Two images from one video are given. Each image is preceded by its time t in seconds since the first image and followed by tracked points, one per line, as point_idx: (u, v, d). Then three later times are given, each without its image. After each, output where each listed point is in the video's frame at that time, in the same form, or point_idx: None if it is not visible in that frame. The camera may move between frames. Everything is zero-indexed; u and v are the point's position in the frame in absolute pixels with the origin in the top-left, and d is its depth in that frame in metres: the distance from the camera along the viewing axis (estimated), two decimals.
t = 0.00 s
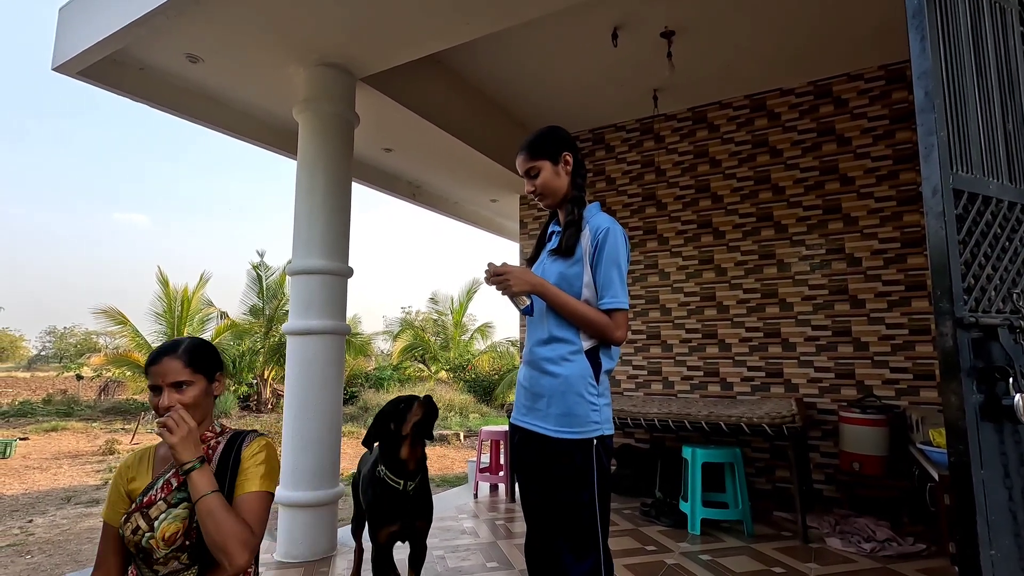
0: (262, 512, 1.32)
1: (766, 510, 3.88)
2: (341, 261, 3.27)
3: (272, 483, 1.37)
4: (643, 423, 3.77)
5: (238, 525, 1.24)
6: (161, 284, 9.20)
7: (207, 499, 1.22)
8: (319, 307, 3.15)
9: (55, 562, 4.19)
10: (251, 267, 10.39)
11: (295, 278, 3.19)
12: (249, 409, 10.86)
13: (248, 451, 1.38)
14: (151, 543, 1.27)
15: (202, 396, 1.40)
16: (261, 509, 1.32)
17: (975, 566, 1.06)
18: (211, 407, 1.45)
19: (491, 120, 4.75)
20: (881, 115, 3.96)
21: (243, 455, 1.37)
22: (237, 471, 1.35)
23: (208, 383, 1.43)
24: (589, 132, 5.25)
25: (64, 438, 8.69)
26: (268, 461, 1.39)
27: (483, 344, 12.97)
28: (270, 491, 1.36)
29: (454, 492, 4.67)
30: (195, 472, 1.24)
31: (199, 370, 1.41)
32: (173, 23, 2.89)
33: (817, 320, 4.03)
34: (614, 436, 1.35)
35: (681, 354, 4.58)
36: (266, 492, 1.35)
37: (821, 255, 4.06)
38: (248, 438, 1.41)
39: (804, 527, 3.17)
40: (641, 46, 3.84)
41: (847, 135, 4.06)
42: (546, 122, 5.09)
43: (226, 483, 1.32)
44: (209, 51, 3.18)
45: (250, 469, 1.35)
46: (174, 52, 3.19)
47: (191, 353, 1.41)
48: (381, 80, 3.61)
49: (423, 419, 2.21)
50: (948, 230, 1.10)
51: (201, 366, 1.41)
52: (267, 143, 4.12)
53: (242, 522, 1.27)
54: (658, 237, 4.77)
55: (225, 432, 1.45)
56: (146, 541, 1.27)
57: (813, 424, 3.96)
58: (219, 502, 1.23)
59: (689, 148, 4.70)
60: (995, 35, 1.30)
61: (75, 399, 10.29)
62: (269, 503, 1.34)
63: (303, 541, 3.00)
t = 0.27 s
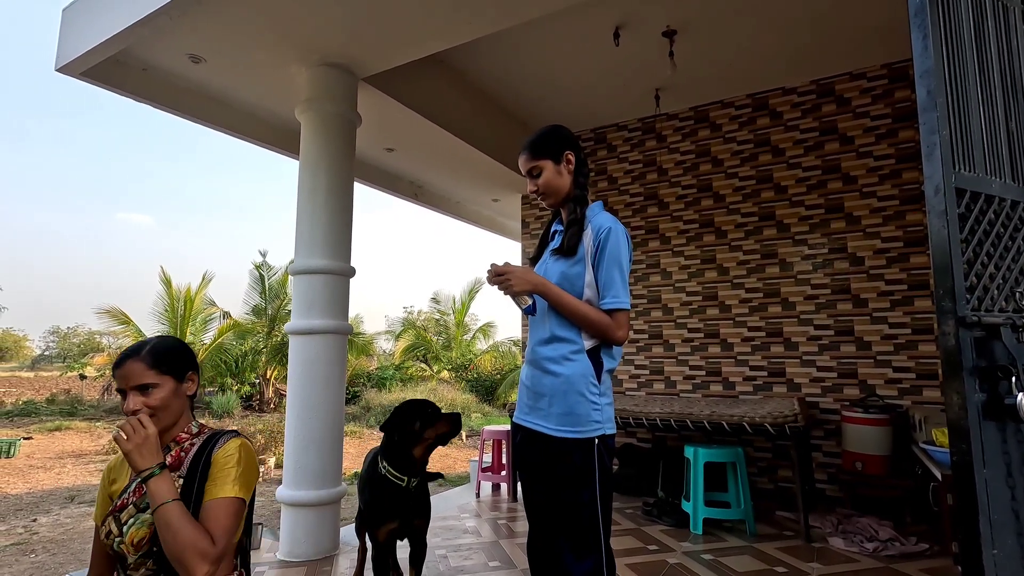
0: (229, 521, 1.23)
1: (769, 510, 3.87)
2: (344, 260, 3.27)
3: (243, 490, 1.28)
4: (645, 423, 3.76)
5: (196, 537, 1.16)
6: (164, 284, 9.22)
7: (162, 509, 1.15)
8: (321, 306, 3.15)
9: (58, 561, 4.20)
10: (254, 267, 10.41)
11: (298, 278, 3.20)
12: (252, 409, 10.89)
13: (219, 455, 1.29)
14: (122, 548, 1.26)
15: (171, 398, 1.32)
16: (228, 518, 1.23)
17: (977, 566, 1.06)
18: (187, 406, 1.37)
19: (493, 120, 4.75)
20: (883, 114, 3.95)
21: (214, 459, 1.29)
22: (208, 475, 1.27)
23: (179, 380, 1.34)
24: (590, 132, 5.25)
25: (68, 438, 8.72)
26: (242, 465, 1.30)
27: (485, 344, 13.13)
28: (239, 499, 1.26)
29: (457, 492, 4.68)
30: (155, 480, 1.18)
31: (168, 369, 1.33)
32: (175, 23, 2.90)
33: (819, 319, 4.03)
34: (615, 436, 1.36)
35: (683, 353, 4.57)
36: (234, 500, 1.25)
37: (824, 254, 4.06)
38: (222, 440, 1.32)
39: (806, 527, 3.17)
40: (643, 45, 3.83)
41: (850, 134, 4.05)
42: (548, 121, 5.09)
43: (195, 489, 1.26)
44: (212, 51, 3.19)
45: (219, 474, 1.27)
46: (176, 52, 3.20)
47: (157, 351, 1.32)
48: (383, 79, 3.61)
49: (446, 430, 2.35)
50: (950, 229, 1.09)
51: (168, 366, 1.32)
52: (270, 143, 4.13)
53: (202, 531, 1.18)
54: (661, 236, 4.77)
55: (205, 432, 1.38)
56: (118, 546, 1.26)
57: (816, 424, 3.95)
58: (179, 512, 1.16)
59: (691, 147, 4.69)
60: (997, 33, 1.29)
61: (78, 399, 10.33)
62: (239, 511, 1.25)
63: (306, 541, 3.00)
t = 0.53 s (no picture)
0: (162, 551, 1.10)
1: (771, 510, 3.87)
2: (346, 260, 3.28)
3: (184, 515, 1.15)
4: (647, 422, 3.76)
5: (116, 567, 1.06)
6: (167, 284, 9.26)
7: (83, 529, 1.07)
8: (323, 306, 3.16)
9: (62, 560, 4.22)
10: (256, 267, 10.44)
11: (300, 277, 3.20)
12: (254, 409, 10.81)
13: (167, 474, 1.19)
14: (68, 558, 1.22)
15: (124, 407, 1.24)
16: (160, 547, 1.10)
17: (980, 566, 1.05)
18: (148, 416, 1.29)
19: (494, 119, 4.75)
20: (886, 113, 3.94)
21: (159, 478, 1.18)
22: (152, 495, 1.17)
23: (135, 388, 1.26)
24: (592, 131, 5.24)
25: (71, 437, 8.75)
26: (190, 487, 1.18)
27: (487, 343, 13.11)
28: (176, 525, 1.13)
29: (459, 491, 4.68)
30: (81, 499, 1.09)
31: (124, 375, 1.25)
32: (178, 24, 2.90)
33: (822, 319, 4.02)
34: (618, 436, 1.36)
35: (685, 353, 4.57)
36: (170, 525, 1.13)
37: (826, 253, 4.05)
38: (173, 458, 1.21)
39: (809, 526, 3.16)
40: (645, 44, 3.83)
41: (853, 133, 4.04)
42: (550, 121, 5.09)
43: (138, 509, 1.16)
44: (214, 51, 3.19)
45: (163, 496, 1.16)
46: (179, 52, 3.21)
47: (112, 357, 1.25)
48: (385, 79, 3.61)
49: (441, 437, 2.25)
50: (954, 228, 1.09)
51: (122, 372, 1.25)
52: (272, 143, 4.13)
53: (126, 562, 1.07)
54: (663, 236, 4.77)
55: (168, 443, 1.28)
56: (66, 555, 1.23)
57: (818, 423, 3.94)
58: (100, 538, 1.07)
59: (693, 147, 4.68)
60: (1001, 32, 1.29)
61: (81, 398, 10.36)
62: (176, 541, 1.12)
63: (308, 539, 3.01)
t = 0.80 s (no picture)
0: None
1: (773, 510, 3.86)
2: (348, 260, 3.28)
3: (80, 547, 1.02)
4: (648, 422, 3.76)
5: None
6: (169, 284, 9.28)
7: None
8: (325, 306, 3.16)
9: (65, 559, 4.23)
10: (258, 267, 10.45)
11: (302, 277, 3.21)
12: (256, 408, 10.81)
13: (68, 498, 1.06)
14: None
15: (35, 416, 1.14)
16: None
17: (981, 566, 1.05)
18: (69, 423, 1.18)
19: (496, 119, 4.75)
20: (888, 113, 3.93)
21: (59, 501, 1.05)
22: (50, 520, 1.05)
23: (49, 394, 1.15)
24: (594, 131, 5.24)
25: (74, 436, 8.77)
26: (92, 513, 1.05)
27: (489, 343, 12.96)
28: (64, 560, 1.00)
29: (460, 491, 4.68)
30: None
31: (38, 379, 1.14)
32: (180, 24, 2.91)
33: (824, 318, 4.01)
34: (618, 436, 1.35)
35: (686, 352, 4.56)
36: (59, 558, 1.00)
37: (828, 253, 4.04)
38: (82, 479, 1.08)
39: (811, 526, 3.16)
40: (647, 44, 3.82)
41: (855, 133, 4.03)
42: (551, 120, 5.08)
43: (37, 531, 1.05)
44: (216, 52, 3.20)
45: (60, 522, 1.03)
46: (181, 53, 3.21)
47: (26, 358, 1.14)
48: (387, 79, 3.61)
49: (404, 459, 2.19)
50: (956, 228, 1.09)
51: (34, 377, 1.14)
52: (274, 143, 4.14)
53: None
54: (664, 236, 4.76)
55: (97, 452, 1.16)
56: None
57: (820, 423, 3.93)
58: None
59: (695, 146, 4.68)
60: (1003, 31, 1.28)
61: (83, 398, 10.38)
62: None
63: (309, 539, 3.02)
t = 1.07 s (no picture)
0: None
1: (774, 510, 3.86)
2: (349, 260, 3.28)
3: None
4: (649, 422, 3.76)
5: None
6: (170, 284, 9.30)
7: None
8: (326, 306, 3.17)
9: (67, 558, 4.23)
10: (259, 267, 10.45)
11: (303, 277, 3.21)
12: (258, 408, 10.81)
13: None
14: None
15: None
16: None
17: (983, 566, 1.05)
18: None
19: (497, 119, 4.75)
20: (890, 113, 3.92)
21: None
22: None
23: None
24: (595, 131, 5.24)
25: (76, 436, 8.79)
26: None
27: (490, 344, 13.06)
28: None
29: (462, 490, 4.68)
30: None
31: None
32: (182, 24, 2.91)
33: (825, 319, 4.00)
34: (619, 436, 1.35)
35: (688, 353, 4.56)
36: None
37: (830, 253, 4.04)
38: None
39: (812, 527, 3.15)
40: (648, 44, 3.82)
41: (856, 133, 4.03)
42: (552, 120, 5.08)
43: None
44: (218, 52, 3.21)
45: None
46: (182, 53, 3.22)
47: None
48: (388, 79, 3.61)
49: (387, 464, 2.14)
50: (957, 228, 1.09)
51: None
52: (276, 144, 4.14)
53: None
54: (665, 236, 4.76)
55: None
56: None
57: (822, 423, 3.92)
58: None
59: (696, 146, 4.68)
60: (1005, 31, 1.28)
61: (85, 397, 10.41)
62: None
63: (310, 539, 3.02)
